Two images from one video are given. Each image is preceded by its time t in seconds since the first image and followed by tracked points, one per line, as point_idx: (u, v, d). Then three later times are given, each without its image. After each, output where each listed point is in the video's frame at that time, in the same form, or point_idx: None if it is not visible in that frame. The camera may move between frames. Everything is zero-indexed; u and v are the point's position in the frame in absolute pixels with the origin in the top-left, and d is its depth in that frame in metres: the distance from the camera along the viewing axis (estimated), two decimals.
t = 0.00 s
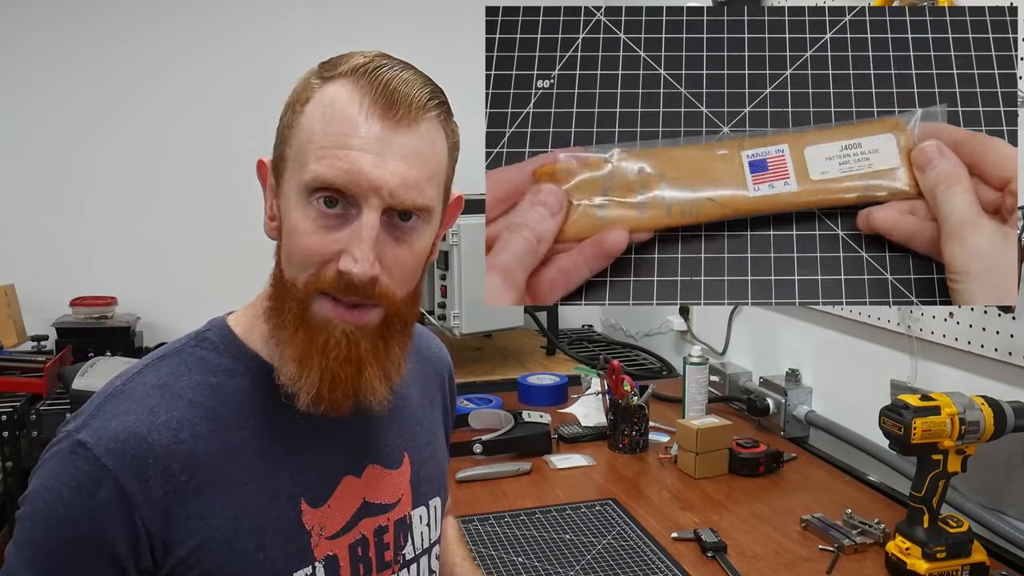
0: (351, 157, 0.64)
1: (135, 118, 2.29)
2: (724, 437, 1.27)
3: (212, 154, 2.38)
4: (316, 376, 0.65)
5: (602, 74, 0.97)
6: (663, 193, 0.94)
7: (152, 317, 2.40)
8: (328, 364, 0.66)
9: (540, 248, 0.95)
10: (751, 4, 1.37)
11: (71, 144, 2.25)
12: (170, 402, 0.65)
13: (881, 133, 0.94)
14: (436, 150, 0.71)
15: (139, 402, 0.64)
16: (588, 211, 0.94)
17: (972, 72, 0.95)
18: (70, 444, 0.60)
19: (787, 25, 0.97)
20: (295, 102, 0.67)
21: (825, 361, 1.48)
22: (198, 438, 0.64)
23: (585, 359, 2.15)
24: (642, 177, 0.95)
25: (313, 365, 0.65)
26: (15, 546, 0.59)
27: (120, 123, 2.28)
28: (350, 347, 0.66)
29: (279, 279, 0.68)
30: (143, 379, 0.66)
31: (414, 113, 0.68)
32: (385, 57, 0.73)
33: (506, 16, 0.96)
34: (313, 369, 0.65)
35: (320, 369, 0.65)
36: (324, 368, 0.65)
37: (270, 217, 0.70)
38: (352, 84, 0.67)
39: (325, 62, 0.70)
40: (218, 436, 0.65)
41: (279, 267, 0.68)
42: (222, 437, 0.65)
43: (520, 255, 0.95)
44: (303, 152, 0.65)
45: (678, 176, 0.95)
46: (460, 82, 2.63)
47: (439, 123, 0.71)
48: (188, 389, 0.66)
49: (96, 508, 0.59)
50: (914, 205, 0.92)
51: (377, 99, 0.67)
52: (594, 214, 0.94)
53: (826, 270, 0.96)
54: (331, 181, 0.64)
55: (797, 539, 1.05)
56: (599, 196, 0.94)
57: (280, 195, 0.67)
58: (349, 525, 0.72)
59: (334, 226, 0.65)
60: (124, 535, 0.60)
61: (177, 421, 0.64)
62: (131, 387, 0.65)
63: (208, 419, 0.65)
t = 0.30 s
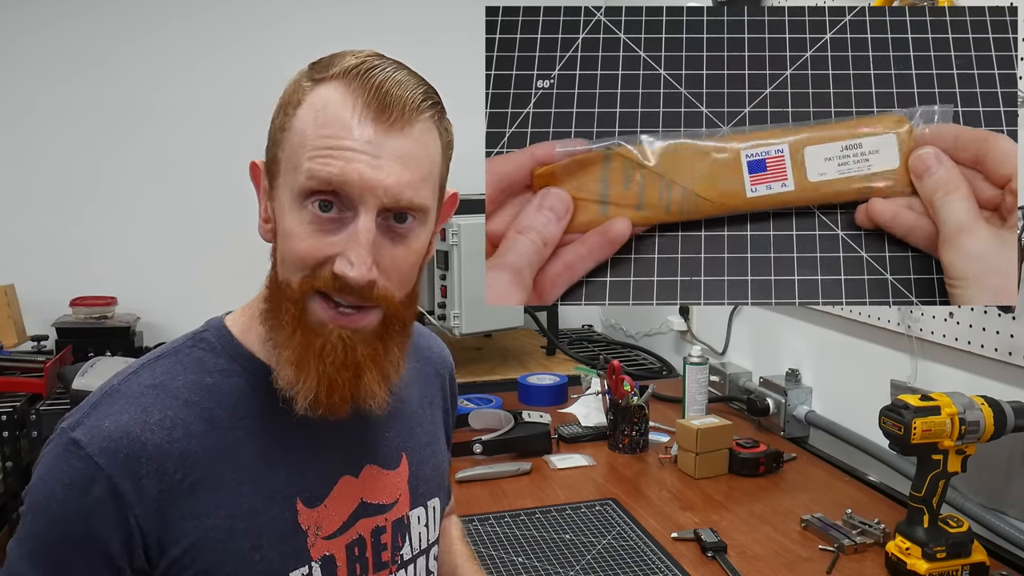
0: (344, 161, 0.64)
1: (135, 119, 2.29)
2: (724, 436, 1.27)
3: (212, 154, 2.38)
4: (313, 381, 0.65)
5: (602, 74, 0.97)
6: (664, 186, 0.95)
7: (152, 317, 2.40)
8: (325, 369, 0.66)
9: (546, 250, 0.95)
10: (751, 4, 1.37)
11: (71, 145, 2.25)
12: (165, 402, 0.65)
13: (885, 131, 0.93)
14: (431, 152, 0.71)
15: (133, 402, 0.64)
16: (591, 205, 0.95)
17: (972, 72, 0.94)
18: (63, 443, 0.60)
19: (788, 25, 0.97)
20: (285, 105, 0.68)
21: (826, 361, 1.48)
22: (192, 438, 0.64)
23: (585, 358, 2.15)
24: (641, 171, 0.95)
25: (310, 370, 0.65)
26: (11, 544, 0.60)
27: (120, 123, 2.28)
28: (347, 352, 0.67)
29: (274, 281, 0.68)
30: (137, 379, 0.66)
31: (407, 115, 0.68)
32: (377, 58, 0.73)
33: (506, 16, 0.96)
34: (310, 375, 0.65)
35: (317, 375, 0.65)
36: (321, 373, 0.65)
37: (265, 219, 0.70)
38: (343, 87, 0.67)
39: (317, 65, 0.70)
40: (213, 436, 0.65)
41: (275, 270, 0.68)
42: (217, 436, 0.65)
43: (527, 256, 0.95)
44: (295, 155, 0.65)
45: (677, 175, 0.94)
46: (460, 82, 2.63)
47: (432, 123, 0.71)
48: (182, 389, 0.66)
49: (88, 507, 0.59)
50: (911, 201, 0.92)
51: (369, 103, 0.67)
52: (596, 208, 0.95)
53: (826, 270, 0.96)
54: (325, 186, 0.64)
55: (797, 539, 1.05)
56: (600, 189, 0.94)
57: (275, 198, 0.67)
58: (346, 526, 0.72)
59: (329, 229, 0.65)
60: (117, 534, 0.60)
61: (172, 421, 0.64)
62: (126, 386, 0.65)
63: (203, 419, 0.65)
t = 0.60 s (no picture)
0: (338, 158, 0.64)
1: (136, 119, 2.30)
2: (724, 437, 1.27)
3: (212, 154, 2.38)
4: (320, 377, 0.65)
5: (602, 75, 0.97)
6: (663, 188, 0.94)
7: (152, 318, 2.40)
8: (331, 364, 0.66)
9: (546, 250, 0.95)
10: (751, 4, 1.38)
11: (71, 145, 2.25)
12: (165, 402, 0.65)
13: (886, 132, 0.93)
14: (425, 147, 0.70)
15: (134, 403, 0.64)
16: (592, 205, 0.95)
17: (972, 72, 0.95)
18: (65, 444, 0.60)
19: (788, 25, 0.97)
20: (278, 106, 0.68)
21: (825, 361, 1.48)
22: (193, 438, 0.64)
23: (585, 359, 2.15)
24: (641, 172, 0.95)
25: (316, 366, 0.65)
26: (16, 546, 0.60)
27: (120, 123, 2.29)
28: (352, 345, 0.67)
29: (274, 282, 0.68)
30: (138, 379, 0.66)
31: (400, 110, 0.68)
32: (368, 55, 0.72)
33: (506, 16, 0.96)
34: (316, 370, 0.65)
35: (324, 370, 0.65)
36: (327, 368, 0.65)
37: (262, 221, 0.70)
38: (335, 86, 0.67)
39: (308, 65, 0.70)
40: (214, 436, 0.65)
41: (274, 270, 0.68)
42: (218, 437, 0.65)
43: (527, 256, 0.95)
44: (290, 153, 0.65)
45: (677, 175, 0.94)
46: (460, 82, 2.63)
47: (426, 118, 0.71)
48: (183, 389, 0.66)
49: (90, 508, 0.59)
50: (912, 200, 0.92)
51: (362, 100, 0.66)
52: (597, 208, 0.95)
53: (826, 269, 0.96)
54: (321, 183, 0.64)
55: (797, 539, 1.05)
56: (602, 190, 0.95)
57: (272, 198, 0.67)
58: (346, 525, 0.72)
59: (328, 225, 0.65)
60: (120, 535, 0.60)
61: (173, 422, 0.64)
62: (127, 387, 0.65)
63: (204, 420, 0.65)
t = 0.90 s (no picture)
0: (352, 154, 0.64)
1: (136, 120, 2.30)
2: (724, 436, 1.27)
3: (213, 154, 2.38)
4: (320, 377, 0.65)
5: (602, 75, 0.97)
6: (663, 188, 0.94)
7: (152, 318, 2.40)
8: (333, 365, 0.65)
9: (547, 250, 0.95)
10: (751, 5, 1.38)
11: (72, 146, 2.25)
12: (162, 402, 0.65)
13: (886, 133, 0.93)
14: (434, 148, 0.71)
15: (130, 403, 0.64)
16: (592, 205, 0.95)
17: (972, 72, 0.94)
18: (62, 444, 0.60)
19: (788, 25, 0.97)
20: (286, 104, 0.68)
21: (825, 361, 1.48)
22: (190, 438, 0.64)
23: (585, 359, 2.15)
24: (641, 172, 0.94)
25: (317, 366, 0.65)
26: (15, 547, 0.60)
27: (123, 126, 2.29)
28: (354, 347, 0.66)
29: (277, 279, 0.68)
30: (134, 379, 0.66)
31: (413, 110, 0.68)
32: (378, 56, 0.72)
33: (506, 16, 0.96)
34: (317, 371, 0.65)
35: (325, 370, 0.65)
36: (328, 369, 0.65)
37: (265, 218, 0.70)
38: (348, 85, 0.67)
39: (319, 63, 0.69)
40: (211, 435, 0.65)
41: (278, 266, 0.68)
42: (215, 436, 0.65)
43: (527, 256, 0.95)
44: (300, 148, 0.65)
45: (677, 176, 0.94)
46: (460, 83, 2.63)
47: (434, 119, 0.72)
48: (179, 389, 0.66)
49: (88, 508, 0.59)
50: (912, 200, 0.92)
51: (375, 98, 0.67)
52: (597, 208, 0.95)
53: (826, 269, 0.96)
54: (332, 178, 0.64)
55: (797, 539, 1.05)
56: (602, 190, 0.95)
57: (279, 195, 0.67)
58: (343, 523, 0.72)
59: (338, 221, 0.65)
60: (118, 535, 0.60)
61: (169, 421, 0.64)
62: (123, 387, 0.65)
63: (201, 419, 0.65)
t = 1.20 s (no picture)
0: (350, 157, 0.64)
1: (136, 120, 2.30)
2: (724, 436, 1.27)
3: (213, 155, 2.38)
4: (320, 376, 0.65)
5: (602, 75, 0.97)
6: (665, 187, 0.94)
7: (152, 318, 2.40)
8: (332, 364, 0.66)
9: (548, 249, 0.95)
10: (751, 5, 1.38)
11: (72, 146, 2.25)
12: (162, 402, 0.65)
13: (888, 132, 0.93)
14: (433, 151, 0.71)
15: (130, 403, 0.64)
16: (592, 205, 0.95)
17: (972, 72, 0.94)
18: (62, 445, 0.60)
19: (788, 25, 0.97)
20: (286, 106, 0.67)
21: (825, 361, 1.48)
22: (190, 438, 0.64)
23: (585, 359, 2.15)
24: (642, 172, 0.94)
25: (317, 365, 0.65)
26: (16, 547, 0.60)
27: (124, 127, 2.29)
28: (354, 346, 0.66)
29: (275, 281, 0.68)
30: (133, 379, 0.66)
31: (412, 114, 0.68)
32: (377, 58, 0.71)
33: (506, 16, 0.96)
34: (316, 370, 0.65)
35: (324, 369, 0.65)
36: (328, 368, 0.65)
37: (264, 220, 0.70)
38: (347, 87, 0.67)
39: (319, 65, 0.69)
40: (211, 435, 0.65)
41: (276, 268, 0.68)
42: (214, 436, 0.65)
43: (528, 255, 0.95)
44: (299, 152, 0.65)
45: (677, 175, 0.94)
46: (460, 83, 2.63)
47: (434, 122, 0.72)
48: (179, 389, 0.66)
49: (88, 508, 0.59)
50: (913, 199, 0.92)
51: (375, 101, 0.66)
52: (598, 208, 0.95)
53: (826, 269, 0.96)
54: (331, 182, 0.64)
55: (797, 539, 1.05)
56: (603, 189, 0.95)
57: (277, 197, 0.67)
58: (343, 523, 0.72)
59: (337, 224, 0.65)
60: (118, 536, 0.60)
61: (169, 421, 0.64)
62: (123, 387, 0.65)
63: (200, 419, 0.65)
